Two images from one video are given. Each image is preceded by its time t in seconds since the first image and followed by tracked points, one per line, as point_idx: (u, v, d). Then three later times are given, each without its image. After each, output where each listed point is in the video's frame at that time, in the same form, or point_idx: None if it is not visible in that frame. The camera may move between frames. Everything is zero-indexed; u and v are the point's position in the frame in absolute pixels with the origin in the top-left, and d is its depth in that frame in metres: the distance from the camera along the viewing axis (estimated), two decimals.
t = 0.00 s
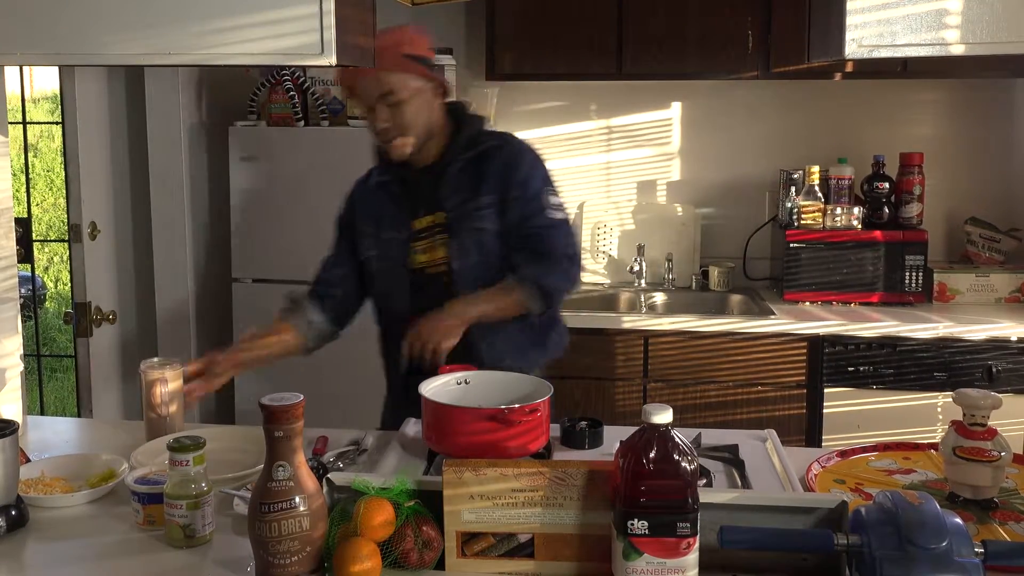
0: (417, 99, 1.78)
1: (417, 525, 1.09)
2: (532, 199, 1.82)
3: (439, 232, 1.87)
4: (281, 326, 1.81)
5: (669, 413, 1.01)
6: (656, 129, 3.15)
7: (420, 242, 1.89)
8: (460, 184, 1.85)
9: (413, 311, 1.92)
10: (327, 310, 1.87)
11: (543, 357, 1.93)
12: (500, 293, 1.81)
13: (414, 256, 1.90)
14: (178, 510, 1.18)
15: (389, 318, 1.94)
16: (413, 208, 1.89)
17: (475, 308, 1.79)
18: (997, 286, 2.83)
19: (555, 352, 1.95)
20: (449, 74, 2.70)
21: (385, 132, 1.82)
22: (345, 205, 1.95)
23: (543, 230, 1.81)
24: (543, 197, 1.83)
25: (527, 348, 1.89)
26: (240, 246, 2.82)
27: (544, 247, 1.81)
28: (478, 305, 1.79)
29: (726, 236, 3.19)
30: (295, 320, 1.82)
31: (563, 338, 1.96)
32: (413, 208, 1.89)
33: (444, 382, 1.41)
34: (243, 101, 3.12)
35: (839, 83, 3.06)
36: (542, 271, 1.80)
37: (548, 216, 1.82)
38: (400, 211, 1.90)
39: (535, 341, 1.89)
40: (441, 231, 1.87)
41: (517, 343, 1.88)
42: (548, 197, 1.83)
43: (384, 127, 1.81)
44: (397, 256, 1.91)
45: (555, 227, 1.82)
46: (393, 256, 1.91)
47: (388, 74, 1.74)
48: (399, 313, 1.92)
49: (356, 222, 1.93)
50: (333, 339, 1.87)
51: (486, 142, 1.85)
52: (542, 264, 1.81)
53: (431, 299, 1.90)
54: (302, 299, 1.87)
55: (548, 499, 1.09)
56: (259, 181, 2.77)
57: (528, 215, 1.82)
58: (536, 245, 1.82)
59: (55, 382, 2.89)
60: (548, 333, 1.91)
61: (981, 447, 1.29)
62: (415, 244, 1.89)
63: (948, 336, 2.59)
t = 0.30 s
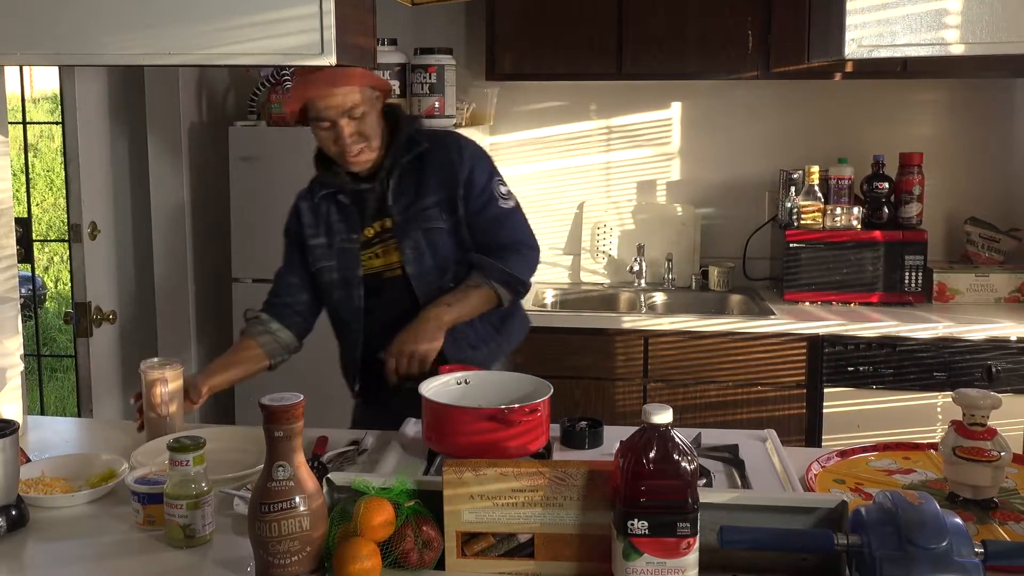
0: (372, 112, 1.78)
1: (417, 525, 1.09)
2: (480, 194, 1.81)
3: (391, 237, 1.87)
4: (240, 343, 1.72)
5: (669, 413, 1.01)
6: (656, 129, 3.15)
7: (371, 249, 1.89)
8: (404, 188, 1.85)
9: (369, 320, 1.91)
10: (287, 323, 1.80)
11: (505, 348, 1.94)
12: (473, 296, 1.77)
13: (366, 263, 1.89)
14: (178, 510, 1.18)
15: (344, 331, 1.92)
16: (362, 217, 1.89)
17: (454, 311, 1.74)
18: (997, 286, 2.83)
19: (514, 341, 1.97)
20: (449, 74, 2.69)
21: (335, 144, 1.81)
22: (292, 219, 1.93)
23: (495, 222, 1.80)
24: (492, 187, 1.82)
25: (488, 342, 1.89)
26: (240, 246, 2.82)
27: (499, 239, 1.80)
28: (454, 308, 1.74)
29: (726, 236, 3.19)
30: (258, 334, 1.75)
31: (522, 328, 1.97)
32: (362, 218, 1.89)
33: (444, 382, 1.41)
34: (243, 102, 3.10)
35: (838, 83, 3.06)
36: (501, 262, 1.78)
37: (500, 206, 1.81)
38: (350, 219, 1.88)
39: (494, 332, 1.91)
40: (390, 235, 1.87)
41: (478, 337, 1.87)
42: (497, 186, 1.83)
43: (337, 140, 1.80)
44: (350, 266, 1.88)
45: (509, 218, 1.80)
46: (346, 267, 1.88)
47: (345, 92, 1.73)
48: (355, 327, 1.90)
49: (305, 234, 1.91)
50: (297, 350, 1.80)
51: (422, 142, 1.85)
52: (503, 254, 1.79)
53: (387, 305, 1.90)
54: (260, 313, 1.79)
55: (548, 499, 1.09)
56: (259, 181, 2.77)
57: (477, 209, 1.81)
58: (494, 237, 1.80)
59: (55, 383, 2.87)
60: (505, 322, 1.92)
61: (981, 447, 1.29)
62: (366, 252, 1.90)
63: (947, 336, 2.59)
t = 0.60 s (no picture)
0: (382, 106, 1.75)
1: (417, 525, 1.09)
2: (488, 194, 1.88)
3: (390, 238, 1.86)
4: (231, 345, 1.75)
5: (669, 413, 1.00)
6: (656, 129, 3.15)
7: (364, 251, 1.87)
8: (408, 190, 1.85)
9: (360, 323, 1.88)
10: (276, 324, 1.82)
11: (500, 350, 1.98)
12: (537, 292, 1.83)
13: (360, 265, 1.87)
14: (179, 510, 1.18)
15: (328, 333, 1.89)
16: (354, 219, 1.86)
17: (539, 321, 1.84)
18: (998, 286, 2.83)
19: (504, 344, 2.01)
20: (449, 74, 2.69)
21: (352, 149, 1.74)
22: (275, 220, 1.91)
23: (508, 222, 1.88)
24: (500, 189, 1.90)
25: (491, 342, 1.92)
26: (240, 247, 2.82)
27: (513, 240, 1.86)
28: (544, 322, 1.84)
29: (726, 236, 3.19)
30: (250, 335, 1.77)
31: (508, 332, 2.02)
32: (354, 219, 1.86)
33: (444, 382, 1.41)
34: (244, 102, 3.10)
35: (838, 83, 3.06)
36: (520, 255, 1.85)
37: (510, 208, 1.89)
38: (342, 222, 1.86)
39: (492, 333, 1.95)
40: (391, 237, 1.86)
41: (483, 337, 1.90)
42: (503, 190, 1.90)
43: (357, 144, 1.73)
44: (342, 268, 1.86)
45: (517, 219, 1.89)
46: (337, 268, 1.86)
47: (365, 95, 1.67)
48: (345, 329, 1.87)
49: (294, 235, 1.88)
50: (288, 349, 1.82)
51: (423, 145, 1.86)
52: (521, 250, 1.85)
53: (382, 308, 1.87)
54: (251, 316, 1.80)
55: (548, 499, 1.09)
56: (258, 181, 2.77)
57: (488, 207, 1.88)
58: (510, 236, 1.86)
59: (55, 383, 2.87)
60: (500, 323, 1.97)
61: (981, 447, 1.29)
62: (359, 255, 1.87)
63: (947, 336, 2.59)
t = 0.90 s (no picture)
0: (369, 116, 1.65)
1: (417, 525, 1.09)
2: (491, 209, 1.83)
3: (396, 241, 1.85)
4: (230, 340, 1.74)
5: (669, 413, 1.00)
6: (656, 129, 3.15)
7: (370, 251, 1.86)
8: (415, 196, 1.84)
9: (362, 320, 1.88)
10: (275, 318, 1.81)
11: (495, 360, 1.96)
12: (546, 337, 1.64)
13: (364, 264, 1.86)
14: (179, 509, 1.18)
15: (331, 327, 1.88)
16: (365, 216, 1.86)
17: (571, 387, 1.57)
18: (998, 286, 2.83)
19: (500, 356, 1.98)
20: (449, 74, 2.68)
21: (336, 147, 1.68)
22: (284, 212, 1.90)
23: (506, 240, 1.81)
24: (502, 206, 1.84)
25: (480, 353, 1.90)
26: (240, 247, 2.82)
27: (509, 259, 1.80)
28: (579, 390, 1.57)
29: (726, 236, 3.19)
30: (252, 333, 1.76)
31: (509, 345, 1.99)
32: (364, 216, 1.86)
33: (444, 382, 1.41)
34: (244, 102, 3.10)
35: (838, 83, 3.06)
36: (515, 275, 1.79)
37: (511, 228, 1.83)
38: (353, 218, 1.85)
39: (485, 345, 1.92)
40: (396, 239, 1.85)
41: (472, 348, 1.89)
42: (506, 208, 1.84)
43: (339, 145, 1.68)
44: (348, 262, 1.85)
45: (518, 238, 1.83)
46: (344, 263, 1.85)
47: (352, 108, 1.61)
48: (347, 324, 1.86)
49: (303, 226, 1.88)
50: (286, 344, 1.81)
51: (437, 153, 1.85)
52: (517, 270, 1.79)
53: (383, 309, 1.87)
54: (251, 308, 1.79)
55: (548, 499, 1.09)
56: (258, 181, 2.77)
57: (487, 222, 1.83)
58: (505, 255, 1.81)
59: (54, 383, 2.87)
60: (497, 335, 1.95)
61: (981, 447, 1.29)
62: (365, 254, 1.86)
63: (947, 336, 2.59)
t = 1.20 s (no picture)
0: (331, 120, 1.75)
1: (417, 525, 1.09)
2: (473, 182, 1.82)
3: (383, 229, 1.86)
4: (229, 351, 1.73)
5: (669, 413, 1.00)
6: (656, 129, 3.15)
7: (359, 247, 1.88)
8: (395, 177, 1.84)
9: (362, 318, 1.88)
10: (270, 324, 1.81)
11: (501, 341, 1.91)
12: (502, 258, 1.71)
13: (355, 261, 1.87)
14: (178, 510, 1.18)
15: (332, 328, 1.89)
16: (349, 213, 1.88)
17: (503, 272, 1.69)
18: (998, 286, 2.83)
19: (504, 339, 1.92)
20: (449, 74, 2.68)
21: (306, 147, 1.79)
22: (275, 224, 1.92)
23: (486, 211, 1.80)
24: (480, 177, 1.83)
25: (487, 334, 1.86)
26: (240, 247, 2.82)
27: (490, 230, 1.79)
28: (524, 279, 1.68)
29: (726, 236, 3.19)
30: (247, 340, 1.75)
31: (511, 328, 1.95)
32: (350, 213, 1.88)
33: (444, 381, 1.41)
34: (244, 102, 3.10)
35: (838, 84, 3.06)
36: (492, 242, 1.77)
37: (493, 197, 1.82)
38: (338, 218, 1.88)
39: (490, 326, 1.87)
40: (383, 228, 1.85)
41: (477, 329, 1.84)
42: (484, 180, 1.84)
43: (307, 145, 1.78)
44: (340, 261, 1.87)
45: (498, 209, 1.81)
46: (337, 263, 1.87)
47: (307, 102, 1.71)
48: (347, 324, 1.87)
49: (292, 235, 1.90)
50: (286, 352, 1.80)
51: (412, 136, 1.83)
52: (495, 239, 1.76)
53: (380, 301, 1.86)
54: (248, 319, 1.79)
55: (548, 499, 1.09)
56: (258, 181, 2.77)
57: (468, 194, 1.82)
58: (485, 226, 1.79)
59: (55, 383, 2.86)
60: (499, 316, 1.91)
61: (981, 447, 1.29)
62: (354, 250, 1.88)
63: (947, 336, 2.59)
